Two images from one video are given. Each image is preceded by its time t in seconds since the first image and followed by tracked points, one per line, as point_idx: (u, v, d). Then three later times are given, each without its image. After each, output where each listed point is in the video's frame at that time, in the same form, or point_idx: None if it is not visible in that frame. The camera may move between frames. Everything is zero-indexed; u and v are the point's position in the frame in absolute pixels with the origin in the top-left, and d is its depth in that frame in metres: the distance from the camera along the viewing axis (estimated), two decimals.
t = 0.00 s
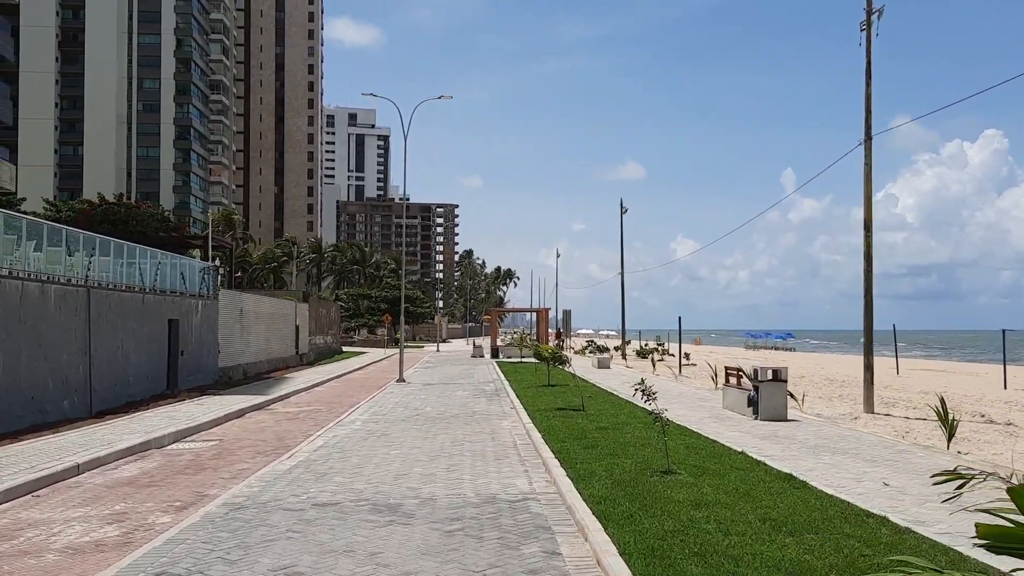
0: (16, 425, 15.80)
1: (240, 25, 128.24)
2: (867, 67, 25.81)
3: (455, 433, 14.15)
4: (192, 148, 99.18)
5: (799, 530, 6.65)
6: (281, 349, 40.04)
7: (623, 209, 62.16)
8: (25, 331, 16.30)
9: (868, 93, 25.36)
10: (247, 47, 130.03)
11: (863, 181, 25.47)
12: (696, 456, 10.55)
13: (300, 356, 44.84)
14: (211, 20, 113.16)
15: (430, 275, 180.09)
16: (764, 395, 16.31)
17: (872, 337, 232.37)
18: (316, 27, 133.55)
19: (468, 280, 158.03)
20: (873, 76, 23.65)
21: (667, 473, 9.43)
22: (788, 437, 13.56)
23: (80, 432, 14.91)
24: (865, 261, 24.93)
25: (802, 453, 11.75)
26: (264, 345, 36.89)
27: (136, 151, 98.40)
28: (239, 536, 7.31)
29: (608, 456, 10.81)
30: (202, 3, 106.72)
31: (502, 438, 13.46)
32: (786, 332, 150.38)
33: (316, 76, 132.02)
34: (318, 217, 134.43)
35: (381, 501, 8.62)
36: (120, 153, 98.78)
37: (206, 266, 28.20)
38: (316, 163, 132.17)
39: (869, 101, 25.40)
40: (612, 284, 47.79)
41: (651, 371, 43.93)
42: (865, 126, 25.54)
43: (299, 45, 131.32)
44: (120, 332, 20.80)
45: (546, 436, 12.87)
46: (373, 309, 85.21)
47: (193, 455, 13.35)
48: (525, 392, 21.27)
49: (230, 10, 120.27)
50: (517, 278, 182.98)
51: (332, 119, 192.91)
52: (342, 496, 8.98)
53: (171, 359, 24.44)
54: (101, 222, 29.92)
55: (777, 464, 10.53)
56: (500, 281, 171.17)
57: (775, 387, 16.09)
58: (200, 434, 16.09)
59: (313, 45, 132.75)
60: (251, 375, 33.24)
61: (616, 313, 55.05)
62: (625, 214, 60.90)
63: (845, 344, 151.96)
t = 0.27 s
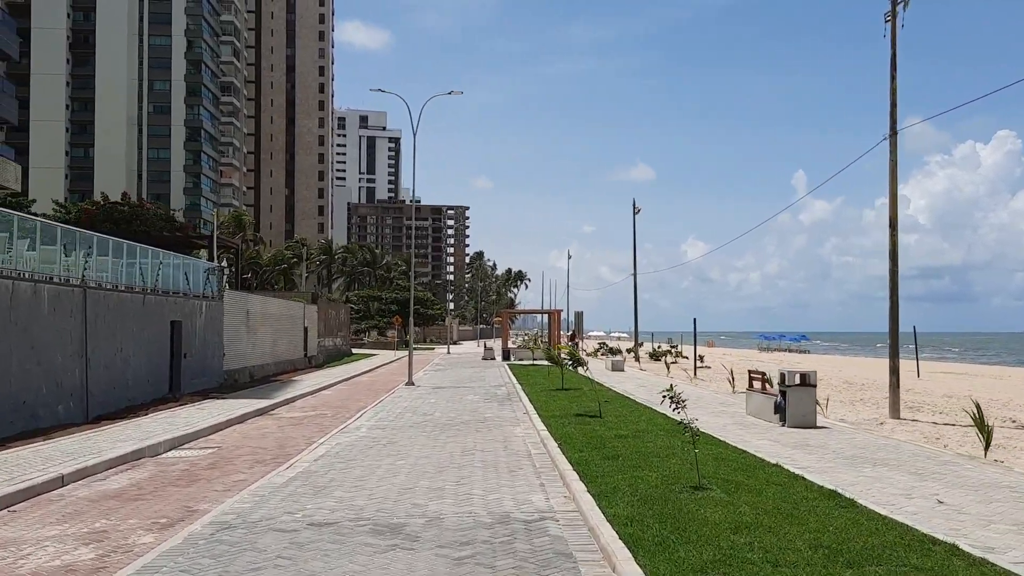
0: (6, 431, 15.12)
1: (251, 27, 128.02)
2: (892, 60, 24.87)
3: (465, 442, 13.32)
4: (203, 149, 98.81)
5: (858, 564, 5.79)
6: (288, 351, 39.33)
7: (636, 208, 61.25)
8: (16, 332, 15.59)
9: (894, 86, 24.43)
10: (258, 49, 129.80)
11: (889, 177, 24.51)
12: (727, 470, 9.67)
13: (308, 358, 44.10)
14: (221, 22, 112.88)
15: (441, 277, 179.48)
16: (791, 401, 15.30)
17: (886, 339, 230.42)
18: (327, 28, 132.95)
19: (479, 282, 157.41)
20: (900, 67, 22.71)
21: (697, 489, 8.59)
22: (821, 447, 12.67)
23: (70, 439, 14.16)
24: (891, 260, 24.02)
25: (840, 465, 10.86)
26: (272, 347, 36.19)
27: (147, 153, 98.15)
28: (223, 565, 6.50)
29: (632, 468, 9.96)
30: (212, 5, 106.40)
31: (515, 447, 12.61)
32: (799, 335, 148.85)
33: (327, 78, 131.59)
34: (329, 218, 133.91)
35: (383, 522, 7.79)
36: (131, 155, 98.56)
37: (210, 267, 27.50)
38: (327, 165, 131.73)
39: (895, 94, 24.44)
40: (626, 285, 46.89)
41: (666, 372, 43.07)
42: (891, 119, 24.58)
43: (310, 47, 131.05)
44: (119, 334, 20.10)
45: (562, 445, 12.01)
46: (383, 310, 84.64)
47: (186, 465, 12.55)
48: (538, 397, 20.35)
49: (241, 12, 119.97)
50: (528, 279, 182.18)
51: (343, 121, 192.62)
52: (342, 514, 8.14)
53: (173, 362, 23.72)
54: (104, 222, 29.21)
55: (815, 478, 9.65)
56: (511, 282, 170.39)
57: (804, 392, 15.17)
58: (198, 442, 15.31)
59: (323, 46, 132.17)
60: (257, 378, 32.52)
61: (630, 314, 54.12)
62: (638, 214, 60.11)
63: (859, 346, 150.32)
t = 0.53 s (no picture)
0: None
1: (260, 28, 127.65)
2: (920, 52, 23.90)
3: (476, 452, 12.45)
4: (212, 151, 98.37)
5: None
6: (295, 354, 38.55)
7: (648, 209, 60.25)
8: (5, 335, 14.85)
9: (922, 79, 23.45)
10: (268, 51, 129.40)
11: (917, 173, 23.51)
12: (766, 486, 8.78)
13: (315, 361, 43.32)
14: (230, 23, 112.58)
15: (450, 279, 178.74)
16: (822, 410, 14.40)
17: (899, 342, 228.21)
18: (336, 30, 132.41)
19: (488, 284, 156.59)
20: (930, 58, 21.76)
21: (737, 509, 7.73)
22: (860, 459, 11.76)
23: (58, 447, 13.38)
24: (919, 260, 23.02)
25: (886, 479, 9.95)
26: (278, 351, 35.41)
27: (156, 154, 97.73)
28: None
29: (662, 483, 9.08)
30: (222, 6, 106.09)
31: (531, 458, 11.76)
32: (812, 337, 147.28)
33: (336, 79, 131.06)
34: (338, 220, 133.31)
35: (387, 547, 6.92)
36: (140, 156, 98.20)
37: (214, 266, 26.72)
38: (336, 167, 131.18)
39: (923, 87, 23.45)
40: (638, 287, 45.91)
41: (679, 376, 42.06)
42: (918, 114, 23.60)
43: (319, 48, 130.58)
44: (117, 337, 19.35)
45: (582, 456, 11.16)
46: (392, 312, 83.92)
47: (179, 476, 11.71)
48: (551, 403, 19.44)
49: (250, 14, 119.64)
50: (537, 281, 181.32)
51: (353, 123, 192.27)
52: (342, 539, 7.28)
53: (174, 365, 22.96)
54: (105, 221, 28.47)
55: (863, 496, 8.77)
56: (521, 284, 169.50)
57: (836, 399, 14.23)
58: (195, 451, 14.50)
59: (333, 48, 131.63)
60: (262, 382, 31.74)
61: (642, 316, 53.12)
62: (650, 215, 59.14)
63: (872, 348, 148.63)
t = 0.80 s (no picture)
0: None
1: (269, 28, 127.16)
2: (949, 42, 22.88)
3: (489, 461, 11.60)
4: (220, 152, 97.93)
5: None
6: (302, 356, 37.73)
7: (660, 208, 59.21)
8: None
9: (951, 70, 22.45)
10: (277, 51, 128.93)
11: (947, 168, 22.50)
12: (810, 504, 7.91)
13: (322, 363, 42.55)
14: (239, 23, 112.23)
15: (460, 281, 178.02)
16: (855, 416, 13.57)
17: (911, 344, 226.43)
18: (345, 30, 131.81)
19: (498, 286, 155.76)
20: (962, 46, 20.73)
21: (784, 532, 6.87)
22: (904, 470, 10.88)
23: (45, 455, 12.62)
24: (949, 258, 22.01)
25: (941, 496, 9.03)
26: (284, 352, 34.60)
27: (164, 154, 97.30)
28: None
29: (694, 499, 8.24)
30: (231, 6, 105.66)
31: (547, 469, 10.94)
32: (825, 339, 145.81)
33: (345, 80, 130.46)
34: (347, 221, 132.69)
35: (388, 575, 6.09)
36: (148, 157, 97.80)
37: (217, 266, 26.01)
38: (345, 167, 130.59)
39: (953, 79, 22.45)
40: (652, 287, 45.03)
41: (694, 379, 41.03)
42: (948, 106, 22.61)
43: (328, 49, 130.01)
44: (114, 337, 18.63)
45: (602, 468, 10.34)
46: (401, 314, 83.19)
47: (168, 488, 10.91)
48: (566, 407, 18.55)
49: (259, 14, 119.24)
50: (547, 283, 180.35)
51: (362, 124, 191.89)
52: (339, 567, 6.42)
53: (174, 367, 22.23)
54: (104, 220, 27.74)
55: (918, 514, 7.90)
56: (530, 286, 168.58)
57: (872, 404, 13.40)
58: (192, 460, 13.69)
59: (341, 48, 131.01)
60: (268, 384, 30.93)
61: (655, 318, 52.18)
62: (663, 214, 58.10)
63: (885, 350, 147.13)
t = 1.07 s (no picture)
0: None
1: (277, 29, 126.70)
2: (977, 33, 21.93)
3: (498, 474, 10.74)
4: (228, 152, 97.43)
5: None
6: (307, 359, 36.94)
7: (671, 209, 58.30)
8: None
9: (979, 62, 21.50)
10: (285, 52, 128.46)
11: (975, 165, 21.55)
12: (859, 528, 7.04)
13: (328, 366, 41.75)
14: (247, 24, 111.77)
15: (468, 283, 177.25)
16: (889, 425, 12.66)
17: (923, 346, 224.53)
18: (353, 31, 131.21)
19: (506, 288, 154.97)
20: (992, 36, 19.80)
21: (836, 565, 6.00)
22: (951, 487, 9.97)
23: (26, 466, 11.84)
24: (978, 259, 21.07)
25: (999, 517, 8.13)
26: (288, 355, 33.83)
27: (171, 155, 96.83)
28: None
29: (728, 521, 7.37)
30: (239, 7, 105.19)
31: (562, 483, 10.08)
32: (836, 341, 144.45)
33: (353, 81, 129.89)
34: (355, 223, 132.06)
35: None
36: (155, 158, 97.40)
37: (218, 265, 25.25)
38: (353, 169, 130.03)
39: (982, 71, 21.49)
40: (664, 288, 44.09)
41: (707, 382, 40.10)
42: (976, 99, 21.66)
43: (336, 49, 129.45)
44: (107, 339, 17.88)
45: (622, 483, 9.48)
46: (409, 316, 82.49)
47: (151, 503, 10.10)
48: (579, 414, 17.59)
49: (267, 15, 118.76)
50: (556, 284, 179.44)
51: (370, 126, 191.39)
52: None
53: (171, 371, 21.50)
54: (103, 219, 27.01)
55: (981, 541, 7.00)
56: (539, 288, 167.70)
57: (909, 413, 12.49)
58: (183, 470, 12.87)
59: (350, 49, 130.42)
60: (271, 388, 30.13)
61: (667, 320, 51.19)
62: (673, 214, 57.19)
63: (896, 352, 145.82)
